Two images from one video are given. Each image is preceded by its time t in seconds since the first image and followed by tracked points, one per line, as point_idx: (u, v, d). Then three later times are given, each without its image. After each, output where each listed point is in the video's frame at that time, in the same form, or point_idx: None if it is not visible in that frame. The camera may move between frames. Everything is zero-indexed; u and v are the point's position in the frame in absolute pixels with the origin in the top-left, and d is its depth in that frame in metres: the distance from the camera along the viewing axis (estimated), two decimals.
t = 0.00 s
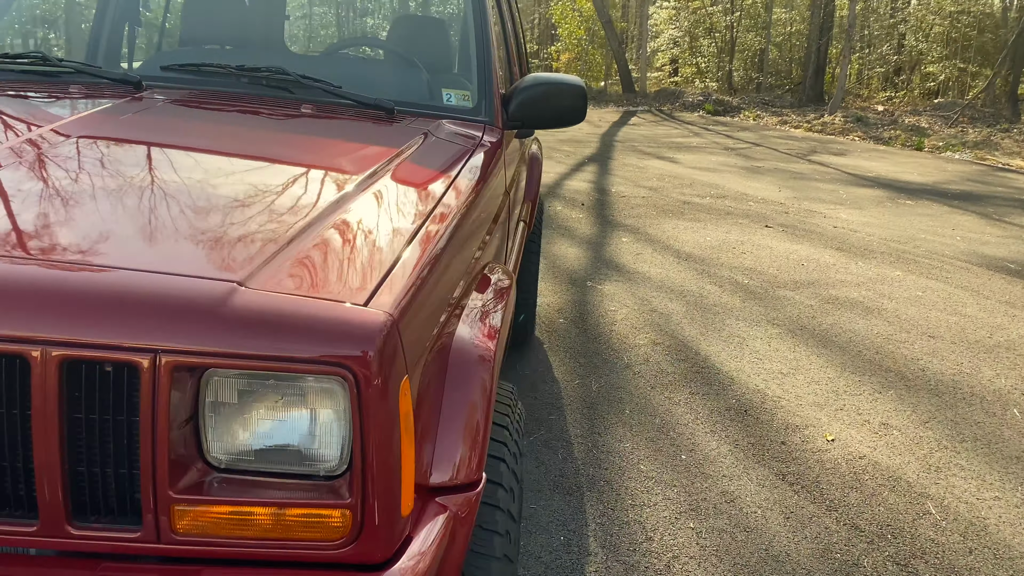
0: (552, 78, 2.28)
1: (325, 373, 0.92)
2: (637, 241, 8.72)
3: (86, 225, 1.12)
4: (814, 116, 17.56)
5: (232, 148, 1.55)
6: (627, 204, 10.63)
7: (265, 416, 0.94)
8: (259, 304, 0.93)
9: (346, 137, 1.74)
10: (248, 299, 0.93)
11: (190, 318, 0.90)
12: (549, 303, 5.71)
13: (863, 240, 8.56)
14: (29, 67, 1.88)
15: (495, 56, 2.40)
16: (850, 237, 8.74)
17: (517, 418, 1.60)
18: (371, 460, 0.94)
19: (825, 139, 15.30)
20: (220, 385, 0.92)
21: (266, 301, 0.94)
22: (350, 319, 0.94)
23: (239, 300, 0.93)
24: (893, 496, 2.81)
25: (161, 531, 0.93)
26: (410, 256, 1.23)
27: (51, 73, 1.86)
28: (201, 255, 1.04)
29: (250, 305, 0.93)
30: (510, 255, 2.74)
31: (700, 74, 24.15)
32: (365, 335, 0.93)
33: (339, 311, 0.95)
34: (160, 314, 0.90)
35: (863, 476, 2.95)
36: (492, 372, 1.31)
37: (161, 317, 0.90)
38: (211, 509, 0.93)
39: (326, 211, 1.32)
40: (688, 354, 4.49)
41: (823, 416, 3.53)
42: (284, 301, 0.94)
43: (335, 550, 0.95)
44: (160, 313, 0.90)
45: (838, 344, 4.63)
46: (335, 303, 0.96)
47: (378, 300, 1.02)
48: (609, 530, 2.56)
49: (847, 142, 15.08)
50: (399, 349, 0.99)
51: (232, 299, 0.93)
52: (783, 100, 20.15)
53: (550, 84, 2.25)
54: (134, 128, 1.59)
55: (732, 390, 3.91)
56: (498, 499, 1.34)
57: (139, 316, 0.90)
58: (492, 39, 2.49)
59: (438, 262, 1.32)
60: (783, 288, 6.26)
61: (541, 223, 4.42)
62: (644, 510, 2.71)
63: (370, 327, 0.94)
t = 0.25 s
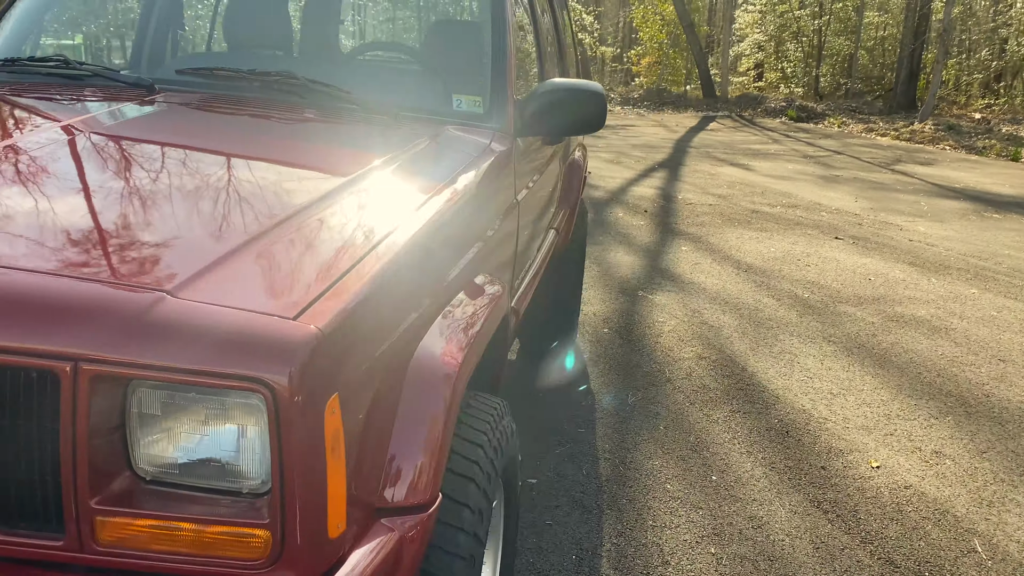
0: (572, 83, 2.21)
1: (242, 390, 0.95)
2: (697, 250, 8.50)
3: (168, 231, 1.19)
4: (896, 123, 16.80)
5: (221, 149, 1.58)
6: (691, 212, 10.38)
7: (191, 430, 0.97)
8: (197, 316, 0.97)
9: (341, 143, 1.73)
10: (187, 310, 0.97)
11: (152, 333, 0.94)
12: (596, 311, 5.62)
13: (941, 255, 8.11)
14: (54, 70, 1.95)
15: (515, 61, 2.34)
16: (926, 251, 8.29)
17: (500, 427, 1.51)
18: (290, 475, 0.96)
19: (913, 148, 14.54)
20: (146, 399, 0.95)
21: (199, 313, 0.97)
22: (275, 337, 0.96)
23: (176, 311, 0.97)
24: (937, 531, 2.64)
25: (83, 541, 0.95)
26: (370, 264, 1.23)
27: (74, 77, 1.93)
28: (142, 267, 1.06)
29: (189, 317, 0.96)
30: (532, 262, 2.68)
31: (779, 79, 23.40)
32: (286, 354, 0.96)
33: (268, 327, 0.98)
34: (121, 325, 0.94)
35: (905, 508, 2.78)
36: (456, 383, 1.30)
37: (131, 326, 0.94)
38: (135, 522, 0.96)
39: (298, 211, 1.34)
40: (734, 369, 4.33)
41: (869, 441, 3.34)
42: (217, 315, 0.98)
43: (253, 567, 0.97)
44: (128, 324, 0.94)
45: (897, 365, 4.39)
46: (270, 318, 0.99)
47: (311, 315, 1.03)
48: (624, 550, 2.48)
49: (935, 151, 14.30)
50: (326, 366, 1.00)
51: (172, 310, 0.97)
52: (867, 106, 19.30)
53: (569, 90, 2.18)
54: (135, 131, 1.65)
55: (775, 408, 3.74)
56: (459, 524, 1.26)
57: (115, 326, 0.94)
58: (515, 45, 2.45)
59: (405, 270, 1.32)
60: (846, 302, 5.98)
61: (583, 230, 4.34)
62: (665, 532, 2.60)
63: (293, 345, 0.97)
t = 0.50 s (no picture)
0: (581, 74, 2.16)
1: (157, 367, 0.93)
2: (746, 254, 8.28)
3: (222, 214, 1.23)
4: (970, 129, 16.05)
5: (207, 134, 1.59)
6: (744, 216, 10.11)
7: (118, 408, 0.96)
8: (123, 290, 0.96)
9: (331, 131, 1.72)
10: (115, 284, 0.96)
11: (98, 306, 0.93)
12: (633, 313, 5.52)
13: (1008, 265, 7.70)
14: (69, 60, 2.01)
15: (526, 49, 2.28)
16: (993, 261, 7.88)
17: (477, 420, 1.48)
18: (207, 459, 0.94)
19: (988, 155, 13.84)
20: (72, 374, 0.96)
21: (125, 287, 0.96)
22: (196, 314, 0.94)
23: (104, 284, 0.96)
24: (967, 551, 2.52)
25: (11, 514, 0.95)
26: (323, 247, 1.21)
27: (88, 65, 1.99)
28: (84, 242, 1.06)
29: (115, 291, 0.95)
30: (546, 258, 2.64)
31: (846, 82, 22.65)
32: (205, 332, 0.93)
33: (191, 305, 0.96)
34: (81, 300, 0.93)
35: (935, 525, 2.65)
36: (413, 370, 1.27)
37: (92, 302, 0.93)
38: (62, 498, 0.96)
39: (261, 194, 1.33)
40: (769, 375, 4.18)
41: (905, 453, 3.18)
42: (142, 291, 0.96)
43: (173, 550, 0.97)
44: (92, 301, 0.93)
45: (944, 377, 4.17)
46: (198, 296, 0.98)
47: (241, 294, 1.01)
48: (630, 555, 2.42)
49: (1011, 158, 13.61)
50: (250, 348, 0.98)
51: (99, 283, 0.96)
52: (939, 110, 18.49)
53: (578, 80, 2.13)
54: (129, 114, 1.69)
55: (808, 417, 3.59)
56: (415, 516, 1.24)
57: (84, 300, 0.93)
58: (528, 36, 2.41)
59: (369, 252, 1.30)
60: (898, 311, 5.73)
61: (615, 230, 4.27)
62: (674, 539, 2.52)
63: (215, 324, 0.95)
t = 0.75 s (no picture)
0: (584, 72, 2.13)
1: (66, 350, 0.95)
2: (798, 261, 8.02)
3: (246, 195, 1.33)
4: None
5: (190, 125, 1.63)
6: (800, 224, 9.81)
7: (34, 393, 0.98)
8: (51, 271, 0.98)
9: (316, 124, 1.74)
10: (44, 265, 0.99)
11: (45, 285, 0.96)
12: (669, 318, 5.41)
13: None
14: (87, 56, 2.11)
15: (532, 45, 2.26)
16: None
17: (441, 418, 1.47)
18: (114, 443, 0.96)
19: None
20: None
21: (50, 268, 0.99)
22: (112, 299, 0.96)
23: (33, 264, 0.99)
24: None
25: None
26: (265, 236, 1.22)
27: (104, 61, 2.08)
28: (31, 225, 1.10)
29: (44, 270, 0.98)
30: (553, 258, 2.61)
31: (921, 87, 21.74)
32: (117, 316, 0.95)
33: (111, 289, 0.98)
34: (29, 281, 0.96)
35: (960, 550, 2.55)
36: (358, 360, 1.26)
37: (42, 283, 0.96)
38: None
39: (219, 183, 1.35)
40: (802, 386, 4.04)
41: (937, 473, 3.05)
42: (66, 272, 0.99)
43: (83, 531, 0.99)
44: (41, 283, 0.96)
45: (992, 395, 3.96)
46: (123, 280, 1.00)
47: (164, 280, 1.02)
48: (629, 565, 2.38)
49: None
50: (164, 336, 0.99)
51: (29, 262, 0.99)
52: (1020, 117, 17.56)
53: (589, 80, 2.10)
54: (121, 106, 1.74)
55: (837, 431, 3.46)
56: (360, 511, 1.25)
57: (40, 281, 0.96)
58: (536, 33, 2.39)
59: (319, 240, 1.31)
60: (953, 324, 5.46)
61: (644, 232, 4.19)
62: (677, 550, 2.47)
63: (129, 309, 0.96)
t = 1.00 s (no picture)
0: (590, 70, 2.10)
1: (12, 337, 0.98)
2: (843, 268, 7.79)
3: (273, 179, 1.42)
4: None
5: (185, 120, 1.66)
6: (848, 230, 9.53)
7: None
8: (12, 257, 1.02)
9: (311, 120, 1.75)
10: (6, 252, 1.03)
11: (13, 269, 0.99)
12: (702, 323, 5.31)
13: None
14: (106, 54, 2.18)
15: (540, 43, 2.23)
16: None
17: (419, 417, 1.46)
18: (54, 428, 0.98)
19: None
20: None
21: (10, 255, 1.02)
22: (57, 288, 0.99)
23: None
24: None
25: None
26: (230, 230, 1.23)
27: (121, 59, 2.15)
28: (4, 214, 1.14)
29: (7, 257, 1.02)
30: (564, 259, 2.58)
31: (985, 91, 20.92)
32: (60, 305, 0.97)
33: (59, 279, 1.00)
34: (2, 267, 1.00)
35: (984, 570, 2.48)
36: (321, 357, 1.27)
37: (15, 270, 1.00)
38: None
39: (198, 175, 1.37)
40: (833, 396, 3.91)
41: (967, 491, 2.94)
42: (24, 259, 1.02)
43: (27, 516, 1.01)
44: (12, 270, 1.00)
45: None
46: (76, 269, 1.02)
47: (113, 270, 1.04)
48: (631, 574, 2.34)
49: None
50: (108, 328, 1.01)
51: None
52: None
53: (604, 85, 2.08)
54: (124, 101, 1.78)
55: (865, 444, 3.33)
56: (324, 508, 1.24)
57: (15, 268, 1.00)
58: (546, 31, 2.36)
59: (291, 235, 1.32)
60: (1003, 338, 5.22)
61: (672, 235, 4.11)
62: (683, 559, 2.43)
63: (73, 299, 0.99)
